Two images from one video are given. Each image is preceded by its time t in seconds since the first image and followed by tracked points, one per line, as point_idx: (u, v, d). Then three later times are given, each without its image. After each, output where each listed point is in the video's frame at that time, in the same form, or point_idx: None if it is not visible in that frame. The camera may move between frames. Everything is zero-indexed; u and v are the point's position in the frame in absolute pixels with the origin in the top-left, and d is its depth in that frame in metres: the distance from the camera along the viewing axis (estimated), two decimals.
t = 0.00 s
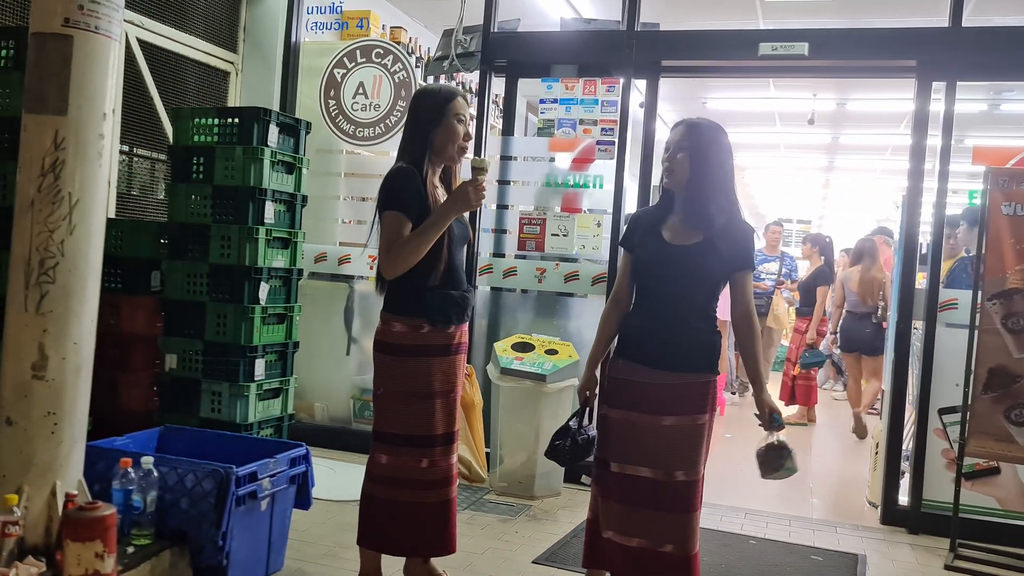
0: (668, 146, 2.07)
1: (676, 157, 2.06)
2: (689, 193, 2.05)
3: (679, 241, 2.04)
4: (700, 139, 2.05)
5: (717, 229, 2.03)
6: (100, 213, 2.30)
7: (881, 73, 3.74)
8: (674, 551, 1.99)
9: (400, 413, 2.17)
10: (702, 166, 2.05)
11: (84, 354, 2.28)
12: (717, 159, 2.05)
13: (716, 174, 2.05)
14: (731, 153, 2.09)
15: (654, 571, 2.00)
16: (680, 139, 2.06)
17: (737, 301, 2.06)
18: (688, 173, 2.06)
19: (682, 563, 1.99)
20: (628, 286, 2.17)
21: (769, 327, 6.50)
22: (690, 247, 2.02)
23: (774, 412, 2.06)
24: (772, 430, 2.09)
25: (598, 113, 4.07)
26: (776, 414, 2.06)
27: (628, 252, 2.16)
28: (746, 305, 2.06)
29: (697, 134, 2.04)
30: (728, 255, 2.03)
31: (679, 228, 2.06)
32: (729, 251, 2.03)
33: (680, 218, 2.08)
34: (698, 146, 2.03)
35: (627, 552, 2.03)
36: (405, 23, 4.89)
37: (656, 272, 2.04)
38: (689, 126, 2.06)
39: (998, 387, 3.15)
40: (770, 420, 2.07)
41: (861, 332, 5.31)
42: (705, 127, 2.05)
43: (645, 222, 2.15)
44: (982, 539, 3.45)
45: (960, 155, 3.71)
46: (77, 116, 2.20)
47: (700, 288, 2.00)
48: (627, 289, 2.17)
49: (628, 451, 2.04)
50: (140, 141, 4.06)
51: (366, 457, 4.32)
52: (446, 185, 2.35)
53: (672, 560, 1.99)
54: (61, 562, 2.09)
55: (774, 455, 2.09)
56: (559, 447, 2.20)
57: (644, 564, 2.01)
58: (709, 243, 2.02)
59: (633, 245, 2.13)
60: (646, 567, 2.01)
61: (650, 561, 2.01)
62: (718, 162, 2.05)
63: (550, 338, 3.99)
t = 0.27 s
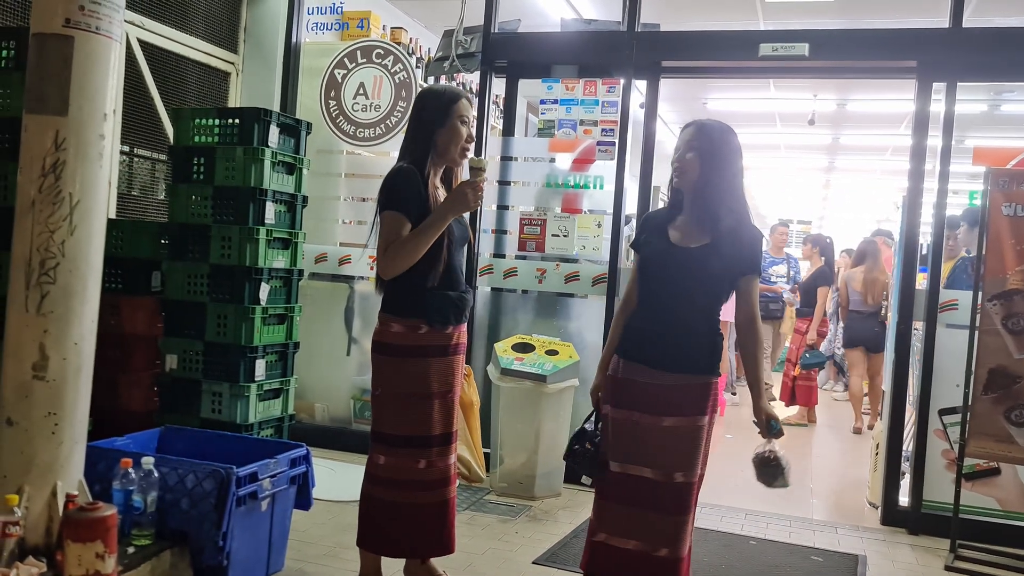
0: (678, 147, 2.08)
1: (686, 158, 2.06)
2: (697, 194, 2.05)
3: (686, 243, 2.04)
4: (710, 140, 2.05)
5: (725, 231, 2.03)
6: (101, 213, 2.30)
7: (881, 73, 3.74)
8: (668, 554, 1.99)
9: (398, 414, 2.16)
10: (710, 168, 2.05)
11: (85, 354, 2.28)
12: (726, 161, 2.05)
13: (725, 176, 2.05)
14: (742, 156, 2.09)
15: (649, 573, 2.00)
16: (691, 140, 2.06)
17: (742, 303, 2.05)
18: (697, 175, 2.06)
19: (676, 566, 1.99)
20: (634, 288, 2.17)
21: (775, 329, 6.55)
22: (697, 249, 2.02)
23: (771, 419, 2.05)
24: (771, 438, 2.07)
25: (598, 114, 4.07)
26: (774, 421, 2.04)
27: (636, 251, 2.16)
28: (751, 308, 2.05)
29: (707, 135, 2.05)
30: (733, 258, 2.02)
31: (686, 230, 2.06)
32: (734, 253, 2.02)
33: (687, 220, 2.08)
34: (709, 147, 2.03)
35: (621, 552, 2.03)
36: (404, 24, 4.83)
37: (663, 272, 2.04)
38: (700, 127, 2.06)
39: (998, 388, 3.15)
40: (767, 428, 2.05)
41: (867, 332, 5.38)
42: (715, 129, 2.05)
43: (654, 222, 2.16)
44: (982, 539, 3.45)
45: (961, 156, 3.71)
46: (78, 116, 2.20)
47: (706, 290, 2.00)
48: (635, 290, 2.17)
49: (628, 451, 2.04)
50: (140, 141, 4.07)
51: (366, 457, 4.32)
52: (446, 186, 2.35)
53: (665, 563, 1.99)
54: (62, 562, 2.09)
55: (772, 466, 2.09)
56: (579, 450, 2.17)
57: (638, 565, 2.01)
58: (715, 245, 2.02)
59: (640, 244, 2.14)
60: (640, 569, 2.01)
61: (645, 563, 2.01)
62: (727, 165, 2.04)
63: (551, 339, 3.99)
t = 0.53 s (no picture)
0: (691, 147, 2.08)
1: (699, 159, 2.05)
2: (707, 197, 2.04)
3: (694, 246, 2.04)
4: (722, 142, 2.03)
5: (735, 235, 2.01)
6: (101, 214, 2.30)
7: (882, 74, 3.74)
8: (656, 553, 1.99)
9: (399, 414, 2.17)
10: (721, 170, 2.03)
11: (86, 355, 2.28)
12: (738, 163, 2.02)
13: (736, 178, 2.02)
14: (756, 159, 2.05)
15: (637, 571, 2.00)
16: (703, 141, 2.05)
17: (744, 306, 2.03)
18: (707, 177, 2.05)
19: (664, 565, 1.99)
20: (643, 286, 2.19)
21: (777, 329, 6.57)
22: (705, 253, 2.02)
23: (750, 429, 2.06)
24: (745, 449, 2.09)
25: (599, 116, 4.07)
26: (752, 432, 2.06)
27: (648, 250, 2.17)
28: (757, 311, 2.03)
29: (719, 137, 2.03)
30: (742, 263, 2.01)
31: (695, 232, 2.06)
32: (743, 258, 2.01)
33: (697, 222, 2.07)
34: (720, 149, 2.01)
35: (609, 548, 2.04)
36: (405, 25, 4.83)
37: (671, 273, 2.05)
38: (713, 128, 2.04)
39: (999, 389, 3.15)
40: (744, 437, 2.08)
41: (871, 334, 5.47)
42: (728, 129, 2.03)
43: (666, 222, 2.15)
44: (983, 540, 3.45)
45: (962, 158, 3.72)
46: (78, 117, 2.20)
47: (712, 292, 2.01)
48: (643, 288, 2.19)
49: (624, 448, 2.04)
50: (141, 142, 4.07)
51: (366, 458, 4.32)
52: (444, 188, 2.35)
53: (652, 562, 1.99)
54: (63, 563, 2.09)
55: (740, 474, 2.04)
56: (574, 440, 2.14)
57: (625, 562, 2.02)
58: (723, 249, 2.01)
59: (652, 242, 2.15)
60: (625, 565, 2.01)
61: (634, 561, 2.00)
62: (739, 168, 2.02)
63: (551, 340, 3.98)
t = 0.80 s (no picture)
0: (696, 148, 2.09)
1: (705, 160, 2.06)
2: (713, 198, 2.05)
3: (701, 247, 2.04)
4: (726, 143, 2.04)
5: (741, 236, 2.02)
6: (102, 214, 2.30)
7: (883, 74, 3.73)
8: (659, 552, 1.98)
9: (399, 414, 2.17)
10: (727, 171, 2.04)
11: (86, 355, 2.28)
12: (744, 163, 2.03)
13: (743, 179, 2.03)
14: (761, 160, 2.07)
15: (639, 569, 2.00)
16: (708, 142, 2.06)
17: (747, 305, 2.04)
18: (713, 178, 2.06)
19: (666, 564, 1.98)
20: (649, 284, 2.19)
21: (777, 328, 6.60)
22: (712, 253, 2.02)
23: (734, 429, 2.07)
24: (728, 447, 2.11)
25: (599, 115, 4.08)
26: (736, 433, 2.07)
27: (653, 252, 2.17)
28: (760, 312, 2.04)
29: (725, 138, 2.04)
30: (749, 263, 2.01)
31: (702, 233, 2.06)
32: (750, 259, 2.01)
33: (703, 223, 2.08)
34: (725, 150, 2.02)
35: (613, 545, 2.03)
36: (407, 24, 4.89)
37: (677, 273, 2.05)
38: (717, 129, 2.05)
39: (1000, 389, 3.14)
40: (728, 437, 2.09)
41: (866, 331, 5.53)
42: (733, 130, 2.04)
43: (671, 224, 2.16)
44: (983, 541, 3.45)
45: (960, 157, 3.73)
46: (79, 117, 2.20)
47: (717, 293, 2.00)
48: (648, 288, 2.20)
49: (627, 446, 2.04)
50: (142, 142, 4.07)
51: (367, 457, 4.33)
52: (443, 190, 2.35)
53: (656, 560, 1.98)
54: (63, 563, 2.09)
55: (721, 472, 2.10)
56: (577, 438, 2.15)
57: (628, 560, 2.01)
58: (730, 249, 2.01)
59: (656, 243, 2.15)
60: (629, 564, 2.01)
61: (636, 559, 2.00)
62: (745, 168, 2.03)
63: (552, 340, 3.98)
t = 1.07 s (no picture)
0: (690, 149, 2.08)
1: (703, 160, 2.05)
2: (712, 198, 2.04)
3: (701, 248, 2.04)
4: (722, 142, 2.02)
5: (741, 236, 2.01)
6: (102, 214, 2.30)
7: (883, 75, 3.74)
8: (664, 553, 1.99)
9: (395, 415, 2.16)
10: (726, 172, 2.02)
11: (86, 355, 2.28)
12: (742, 162, 2.02)
13: (741, 179, 2.02)
14: (758, 158, 2.06)
15: (645, 569, 2.00)
16: (704, 142, 2.05)
17: (751, 302, 2.04)
18: (710, 179, 2.05)
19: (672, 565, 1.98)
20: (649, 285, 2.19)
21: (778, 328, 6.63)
22: (712, 254, 2.02)
23: (740, 427, 2.07)
24: (734, 445, 2.10)
25: (599, 116, 4.07)
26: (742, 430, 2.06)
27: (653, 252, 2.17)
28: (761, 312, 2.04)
29: (722, 138, 2.02)
30: (749, 265, 2.01)
31: (702, 234, 2.05)
32: (750, 260, 2.01)
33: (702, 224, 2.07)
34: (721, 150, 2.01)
35: (618, 546, 2.04)
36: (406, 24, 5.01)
37: (678, 275, 2.05)
38: (711, 129, 2.04)
39: (1000, 390, 3.14)
40: (733, 434, 2.08)
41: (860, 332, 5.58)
42: (729, 129, 2.03)
43: (670, 224, 2.15)
44: (984, 542, 3.45)
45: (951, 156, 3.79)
46: (79, 117, 2.20)
47: (716, 294, 2.00)
48: (647, 287, 2.19)
49: (630, 448, 2.04)
50: (142, 142, 4.07)
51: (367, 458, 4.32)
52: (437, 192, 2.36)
53: (661, 562, 1.99)
54: (63, 563, 2.09)
55: (729, 471, 2.08)
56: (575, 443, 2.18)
57: (633, 561, 2.02)
58: (731, 250, 2.01)
59: (657, 244, 2.15)
60: (634, 565, 2.01)
61: (641, 560, 2.01)
62: (743, 167, 2.02)
63: (552, 340, 3.98)
